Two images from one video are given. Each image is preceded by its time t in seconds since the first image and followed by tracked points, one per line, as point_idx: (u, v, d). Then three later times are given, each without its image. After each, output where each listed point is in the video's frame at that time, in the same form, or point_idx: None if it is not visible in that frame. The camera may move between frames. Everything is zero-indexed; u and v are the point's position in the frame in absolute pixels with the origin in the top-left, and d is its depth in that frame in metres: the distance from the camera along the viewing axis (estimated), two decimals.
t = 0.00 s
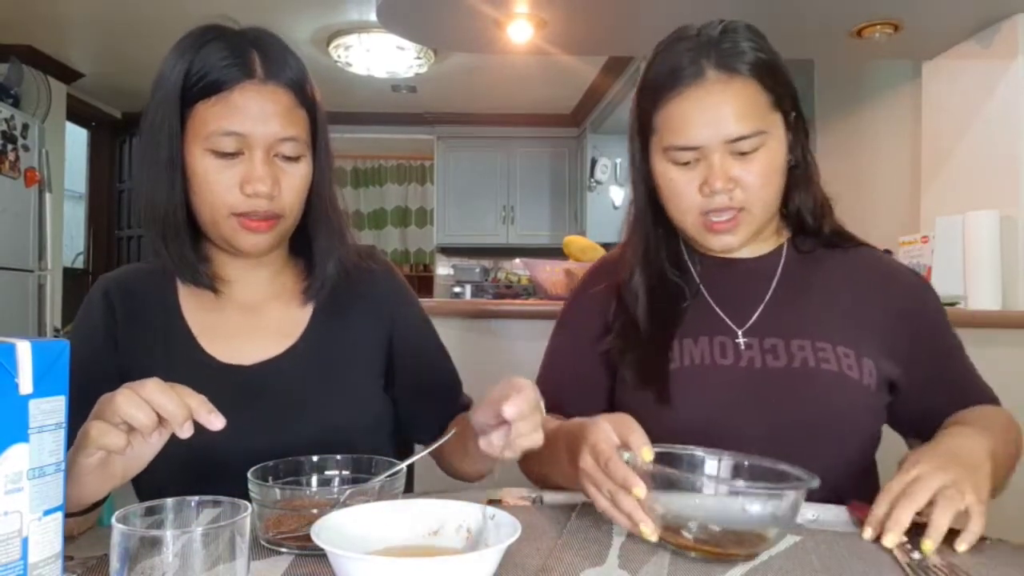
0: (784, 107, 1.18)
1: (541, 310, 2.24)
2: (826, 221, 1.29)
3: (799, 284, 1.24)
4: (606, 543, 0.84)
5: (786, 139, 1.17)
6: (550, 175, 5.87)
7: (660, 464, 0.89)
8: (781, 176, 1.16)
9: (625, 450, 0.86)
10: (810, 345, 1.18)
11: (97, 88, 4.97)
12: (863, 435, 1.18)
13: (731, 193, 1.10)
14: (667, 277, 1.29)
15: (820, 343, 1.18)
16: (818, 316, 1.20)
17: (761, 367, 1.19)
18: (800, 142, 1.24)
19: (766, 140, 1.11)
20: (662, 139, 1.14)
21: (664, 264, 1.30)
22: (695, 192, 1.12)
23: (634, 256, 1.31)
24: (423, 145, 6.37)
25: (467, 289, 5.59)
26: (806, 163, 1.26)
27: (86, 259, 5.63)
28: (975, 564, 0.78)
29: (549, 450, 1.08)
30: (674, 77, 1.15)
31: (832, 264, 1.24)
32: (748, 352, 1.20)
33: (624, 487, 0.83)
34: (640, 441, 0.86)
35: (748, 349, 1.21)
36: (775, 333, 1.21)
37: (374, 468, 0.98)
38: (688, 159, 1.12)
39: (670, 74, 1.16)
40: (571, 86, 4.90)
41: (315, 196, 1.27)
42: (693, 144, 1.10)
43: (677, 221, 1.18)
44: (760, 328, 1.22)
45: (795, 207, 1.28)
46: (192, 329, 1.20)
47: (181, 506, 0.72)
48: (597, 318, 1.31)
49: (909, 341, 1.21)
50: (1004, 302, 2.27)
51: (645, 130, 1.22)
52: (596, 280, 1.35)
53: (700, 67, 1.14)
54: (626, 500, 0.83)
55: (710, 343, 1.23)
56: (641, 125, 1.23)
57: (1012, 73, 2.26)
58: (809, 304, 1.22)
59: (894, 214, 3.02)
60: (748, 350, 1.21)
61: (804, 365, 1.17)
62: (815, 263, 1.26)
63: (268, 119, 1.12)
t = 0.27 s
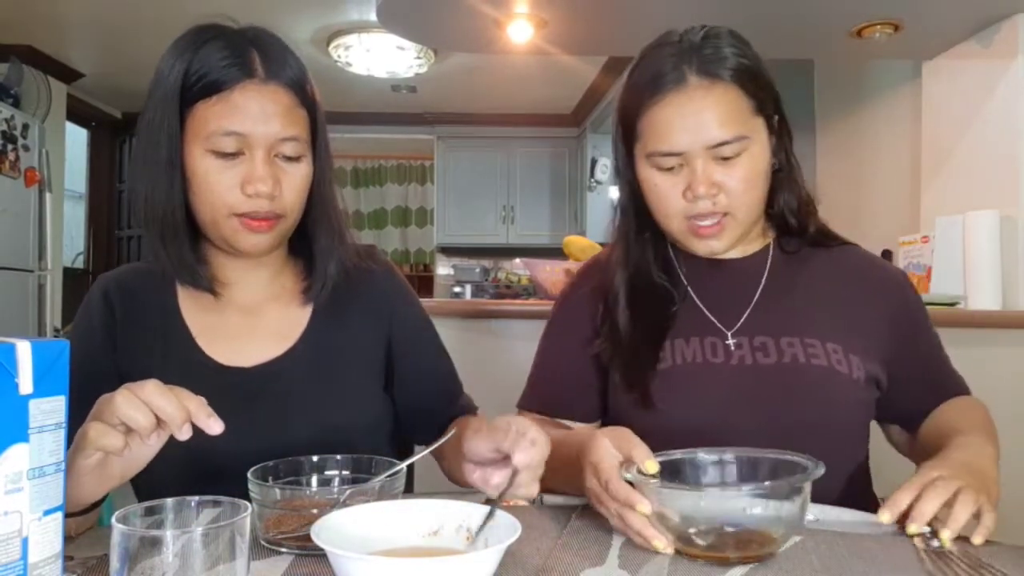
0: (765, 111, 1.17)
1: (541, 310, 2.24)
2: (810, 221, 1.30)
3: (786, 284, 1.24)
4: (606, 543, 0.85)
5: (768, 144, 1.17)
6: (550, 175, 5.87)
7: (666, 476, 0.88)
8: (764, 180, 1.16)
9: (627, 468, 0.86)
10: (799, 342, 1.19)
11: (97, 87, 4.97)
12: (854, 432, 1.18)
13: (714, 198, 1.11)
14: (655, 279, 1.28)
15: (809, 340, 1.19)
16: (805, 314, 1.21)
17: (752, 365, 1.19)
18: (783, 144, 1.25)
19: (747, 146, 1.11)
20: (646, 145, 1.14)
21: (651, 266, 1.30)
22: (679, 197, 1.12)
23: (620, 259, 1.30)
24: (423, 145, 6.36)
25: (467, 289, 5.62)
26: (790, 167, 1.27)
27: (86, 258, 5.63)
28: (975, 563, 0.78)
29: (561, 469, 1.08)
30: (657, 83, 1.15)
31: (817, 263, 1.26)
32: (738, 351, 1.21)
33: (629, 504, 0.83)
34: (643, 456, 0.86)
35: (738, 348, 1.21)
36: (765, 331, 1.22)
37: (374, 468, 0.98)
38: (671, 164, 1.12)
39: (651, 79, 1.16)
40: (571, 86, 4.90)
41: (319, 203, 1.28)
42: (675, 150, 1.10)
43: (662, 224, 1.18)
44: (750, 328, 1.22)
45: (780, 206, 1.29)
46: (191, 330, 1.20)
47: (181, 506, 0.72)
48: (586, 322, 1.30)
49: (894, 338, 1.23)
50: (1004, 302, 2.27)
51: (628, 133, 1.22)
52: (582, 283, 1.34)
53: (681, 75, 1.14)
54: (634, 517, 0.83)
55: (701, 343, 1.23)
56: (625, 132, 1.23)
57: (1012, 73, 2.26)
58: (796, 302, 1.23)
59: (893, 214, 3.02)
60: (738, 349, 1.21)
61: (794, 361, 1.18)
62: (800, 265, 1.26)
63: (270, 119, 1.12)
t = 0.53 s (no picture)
0: (762, 114, 1.17)
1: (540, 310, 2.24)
2: (805, 222, 1.30)
3: (783, 285, 1.25)
4: (605, 544, 0.84)
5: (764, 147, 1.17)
6: (550, 175, 5.87)
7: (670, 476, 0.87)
8: (761, 183, 1.16)
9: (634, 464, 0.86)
10: (798, 342, 1.19)
11: (97, 87, 4.97)
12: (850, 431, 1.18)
13: (710, 201, 1.10)
14: (654, 281, 1.28)
15: (807, 339, 1.19)
16: (803, 314, 1.22)
17: (752, 364, 1.19)
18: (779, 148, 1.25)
19: (744, 149, 1.11)
20: (643, 148, 1.14)
21: (650, 267, 1.30)
22: (676, 198, 1.12)
23: (620, 259, 1.30)
24: (423, 145, 6.37)
25: (467, 289, 5.76)
26: (786, 170, 1.27)
27: (86, 258, 5.63)
28: (976, 563, 0.78)
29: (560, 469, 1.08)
30: (654, 86, 1.15)
31: (813, 264, 1.26)
32: (737, 350, 1.20)
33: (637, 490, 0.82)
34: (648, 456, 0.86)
35: (737, 347, 1.21)
36: (763, 330, 1.21)
37: (374, 468, 0.98)
38: (668, 167, 1.12)
39: (647, 84, 1.16)
40: (571, 86, 4.90)
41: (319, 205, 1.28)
42: (671, 153, 1.10)
43: (659, 226, 1.17)
44: (749, 327, 1.22)
45: (775, 207, 1.29)
46: (192, 331, 1.20)
47: (181, 506, 0.72)
48: (585, 321, 1.30)
49: (887, 338, 1.24)
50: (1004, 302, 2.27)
51: (626, 137, 1.22)
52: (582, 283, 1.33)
53: (677, 79, 1.14)
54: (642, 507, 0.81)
55: (701, 343, 1.23)
56: (623, 136, 1.23)
57: (1012, 73, 2.26)
58: (793, 301, 1.23)
59: (893, 214, 3.02)
60: (738, 348, 1.20)
61: (793, 360, 1.18)
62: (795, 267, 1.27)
63: (275, 119, 1.12)
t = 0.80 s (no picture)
0: (760, 116, 1.17)
1: (540, 310, 2.24)
2: (800, 224, 1.30)
3: (781, 285, 1.25)
4: (605, 544, 0.84)
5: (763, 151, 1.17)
6: (550, 175, 5.87)
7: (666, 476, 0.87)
8: (759, 185, 1.16)
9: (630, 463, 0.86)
10: (798, 342, 1.19)
11: (97, 87, 4.97)
12: (849, 431, 1.19)
13: (709, 204, 1.11)
14: (653, 282, 1.28)
15: (806, 340, 1.19)
16: (802, 315, 1.22)
17: (751, 365, 1.19)
18: (777, 150, 1.24)
19: (744, 152, 1.11)
20: (642, 150, 1.14)
21: (649, 269, 1.30)
22: (674, 200, 1.12)
23: (619, 260, 1.30)
24: (423, 145, 6.36)
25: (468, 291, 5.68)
26: (782, 172, 1.26)
27: (86, 258, 5.63)
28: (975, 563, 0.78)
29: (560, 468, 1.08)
30: (653, 88, 1.15)
31: (812, 265, 1.26)
32: (736, 351, 1.21)
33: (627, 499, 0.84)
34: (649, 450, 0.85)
35: (736, 348, 1.21)
36: (762, 331, 1.22)
37: (374, 468, 0.98)
38: (667, 169, 1.12)
39: (646, 86, 1.15)
40: (571, 86, 4.90)
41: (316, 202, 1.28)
42: (671, 155, 1.10)
43: (657, 228, 1.18)
44: (747, 328, 1.22)
45: (772, 209, 1.29)
46: (193, 330, 1.20)
47: (181, 506, 0.72)
48: (585, 321, 1.30)
49: (885, 339, 1.24)
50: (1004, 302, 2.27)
51: (625, 139, 1.22)
52: (582, 284, 1.33)
53: (678, 80, 1.14)
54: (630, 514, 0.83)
55: (700, 343, 1.23)
56: (623, 138, 1.23)
57: (1012, 73, 2.26)
58: (792, 301, 1.23)
59: (893, 214, 3.02)
60: (737, 349, 1.21)
61: (792, 361, 1.18)
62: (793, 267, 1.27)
63: (273, 118, 1.12)
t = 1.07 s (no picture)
0: (754, 117, 1.17)
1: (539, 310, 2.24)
2: (794, 224, 1.30)
3: (773, 286, 1.24)
4: (605, 544, 0.84)
5: (758, 151, 1.17)
6: (550, 175, 5.87)
7: (665, 476, 0.87)
8: (754, 186, 1.16)
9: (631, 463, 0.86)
10: (787, 343, 1.19)
11: (97, 88, 4.97)
12: (841, 432, 1.18)
13: (703, 204, 1.10)
14: (645, 283, 1.29)
15: (796, 340, 1.19)
16: (792, 315, 1.21)
17: (740, 365, 1.19)
18: (771, 151, 1.25)
19: (739, 152, 1.11)
20: (637, 151, 1.14)
21: (642, 270, 1.30)
22: (670, 201, 1.12)
23: (613, 260, 1.31)
24: (423, 145, 6.36)
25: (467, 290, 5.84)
26: (775, 172, 1.27)
27: (86, 258, 5.63)
28: (976, 563, 0.78)
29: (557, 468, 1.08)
30: (648, 88, 1.14)
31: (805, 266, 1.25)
32: (726, 351, 1.21)
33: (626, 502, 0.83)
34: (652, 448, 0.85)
35: (726, 348, 1.21)
36: (753, 331, 1.21)
37: (373, 468, 0.98)
38: (662, 170, 1.12)
39: (641, 86, 1.15)
40: (572, 86, 4.90)
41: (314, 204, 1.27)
42: (666, 156, 1.10)
43: (652, 228, 1.17)
44: (737, 328, 1.22)
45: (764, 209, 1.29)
46: (192, 329, 1.20)
47: (180, 506, 0.72)
48: (577, 320, 1.30)
49: (878, 339, 1.23)
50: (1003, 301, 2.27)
51: (621, 139, 1.21)
52: (576, 284, 1.34)
53: (673, 80, 1.13)
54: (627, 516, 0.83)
55: (690, 344, 1.23)
56: (617, 137, 1.22)
57: (1012, 73, 2.26)
58: (782, 301, 1.22)
59: (893, 214, 3.02)
60: (726, 349, 1.21)
61: (781, 361, 1.18)
62: (785, 268, 1.26)
63: (271, 120, 1.12)
